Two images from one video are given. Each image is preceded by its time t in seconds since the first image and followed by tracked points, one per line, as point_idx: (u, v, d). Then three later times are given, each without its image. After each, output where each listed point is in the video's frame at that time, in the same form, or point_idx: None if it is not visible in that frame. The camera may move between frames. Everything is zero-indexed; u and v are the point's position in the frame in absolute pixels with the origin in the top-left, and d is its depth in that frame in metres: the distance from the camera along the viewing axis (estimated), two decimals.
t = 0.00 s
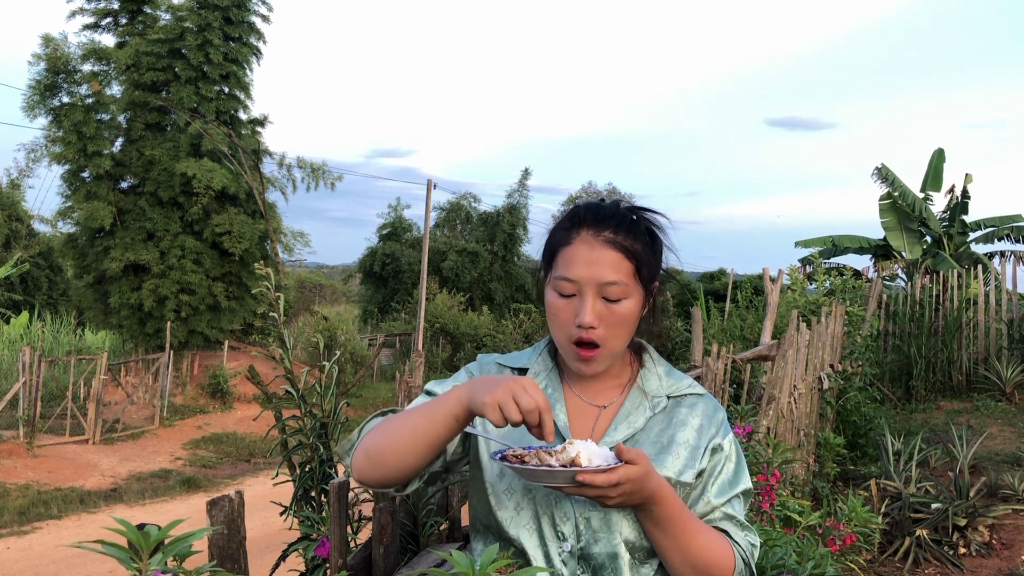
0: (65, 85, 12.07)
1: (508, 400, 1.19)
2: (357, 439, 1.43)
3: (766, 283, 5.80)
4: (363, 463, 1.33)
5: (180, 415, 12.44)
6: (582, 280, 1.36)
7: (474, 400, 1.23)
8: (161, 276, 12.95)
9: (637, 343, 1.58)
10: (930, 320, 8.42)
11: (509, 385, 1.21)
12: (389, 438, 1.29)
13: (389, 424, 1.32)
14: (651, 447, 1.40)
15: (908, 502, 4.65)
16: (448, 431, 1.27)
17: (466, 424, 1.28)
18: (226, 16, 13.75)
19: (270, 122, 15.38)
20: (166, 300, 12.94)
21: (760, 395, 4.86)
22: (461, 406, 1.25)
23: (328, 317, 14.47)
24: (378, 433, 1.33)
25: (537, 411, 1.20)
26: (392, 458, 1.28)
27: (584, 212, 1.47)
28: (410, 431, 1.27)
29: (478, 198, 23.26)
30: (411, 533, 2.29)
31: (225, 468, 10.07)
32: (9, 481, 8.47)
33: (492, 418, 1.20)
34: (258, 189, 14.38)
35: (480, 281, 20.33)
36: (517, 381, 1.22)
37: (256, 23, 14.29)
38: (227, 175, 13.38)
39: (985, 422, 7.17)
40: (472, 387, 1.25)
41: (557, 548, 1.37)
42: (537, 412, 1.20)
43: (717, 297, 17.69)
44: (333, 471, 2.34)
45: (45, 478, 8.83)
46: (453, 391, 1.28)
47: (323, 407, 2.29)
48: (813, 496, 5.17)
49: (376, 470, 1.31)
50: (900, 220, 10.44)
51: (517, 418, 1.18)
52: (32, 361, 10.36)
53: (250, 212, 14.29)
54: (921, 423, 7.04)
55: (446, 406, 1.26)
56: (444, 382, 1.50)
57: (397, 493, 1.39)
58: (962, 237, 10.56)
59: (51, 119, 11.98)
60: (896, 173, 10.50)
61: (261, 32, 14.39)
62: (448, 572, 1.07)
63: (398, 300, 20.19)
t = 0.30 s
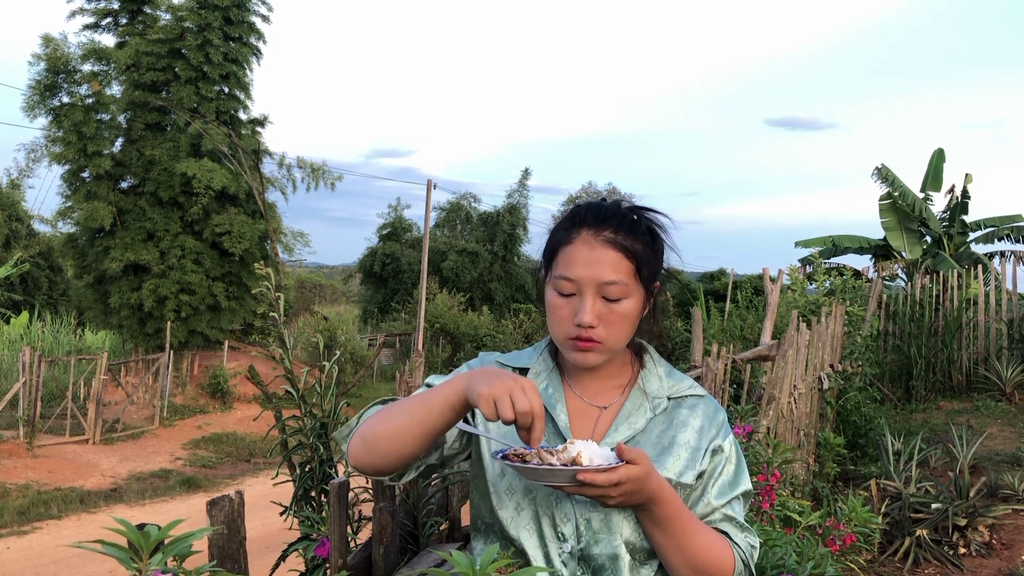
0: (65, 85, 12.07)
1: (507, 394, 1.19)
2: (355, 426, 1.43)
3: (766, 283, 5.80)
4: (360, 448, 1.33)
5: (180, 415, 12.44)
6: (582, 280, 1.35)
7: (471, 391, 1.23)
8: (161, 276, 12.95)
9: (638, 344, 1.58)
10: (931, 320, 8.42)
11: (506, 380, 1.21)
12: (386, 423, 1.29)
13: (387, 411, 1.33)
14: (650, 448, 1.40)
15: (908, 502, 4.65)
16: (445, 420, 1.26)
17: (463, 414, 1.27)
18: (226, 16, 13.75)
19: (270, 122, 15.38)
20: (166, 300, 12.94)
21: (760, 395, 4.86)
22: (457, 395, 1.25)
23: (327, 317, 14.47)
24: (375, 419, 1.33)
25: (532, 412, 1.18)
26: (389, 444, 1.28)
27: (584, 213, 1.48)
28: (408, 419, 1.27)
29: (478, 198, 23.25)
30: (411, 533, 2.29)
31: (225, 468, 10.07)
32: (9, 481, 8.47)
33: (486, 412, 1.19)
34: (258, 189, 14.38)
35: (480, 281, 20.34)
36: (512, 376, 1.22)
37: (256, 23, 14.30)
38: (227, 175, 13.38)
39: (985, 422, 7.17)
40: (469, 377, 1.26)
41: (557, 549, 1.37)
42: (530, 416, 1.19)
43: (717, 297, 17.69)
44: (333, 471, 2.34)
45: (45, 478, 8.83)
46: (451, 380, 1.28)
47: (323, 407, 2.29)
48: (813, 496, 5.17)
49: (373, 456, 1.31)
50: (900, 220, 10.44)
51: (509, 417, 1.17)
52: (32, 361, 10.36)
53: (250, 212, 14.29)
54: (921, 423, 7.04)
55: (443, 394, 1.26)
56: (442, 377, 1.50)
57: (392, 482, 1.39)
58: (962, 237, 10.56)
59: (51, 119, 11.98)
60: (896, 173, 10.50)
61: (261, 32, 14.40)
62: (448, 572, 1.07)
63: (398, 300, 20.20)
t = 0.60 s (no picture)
0: (65, 85, 12.07)
1: (520, 410, 1.19)
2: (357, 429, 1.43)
3: (766, 282, 5.79)
4: (363, 454, 1.33)
5: (180, 415, 12.43)
6: (584, 278, 1.36)
7: (481, 407, 1.22)
8: (161, 276, 12.95)
9: (638, 344, 1.58)
10: (931, 320, 8.41)
11: (519, 396, 1.21)
12: (391, 432, 1.29)
13: (392, 419, 1.32)
14: (651, 448, 1.39)
15: (908, 502, 4.65)
16: (451, 435, 1.26)
17: (470, 428, 1.27)
18: (226, 16, 13.75)
19: (270, 122, 15.38)
20: (166, 300, 12.94)
21: (760, 395, 4.87)
22: (467, 410, 1.25)
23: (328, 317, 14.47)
24: (380, 426, 1.33)
25: (543, 428, 1.18)
26: (393, 453, 1.28)
27: (586, 210, 1.48)
28: (414, 430, 1.27)
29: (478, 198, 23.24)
30: (411, 533, 2.29)
31: (225, 468, 10.07)
32: (9, 481, 8.47)
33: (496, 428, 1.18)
34: (258, 189, 14.37)
35: (480, 281, 20.34)
36: (526, 392, 1.21)
37: (256, 23, 14.29)
38: (227, 175, 13.38)
39: (985, 422, 7.18)
40: (480, 393, 1.25)
41: (558, 550, 1.37)
42: (543, 430, 1.18)
43: (717, 297, 17.69)
44: (333, 471, 2.34)
45: (45, 478, 8.83)
46: (461, 395, 1.27)
47: (323, 407, 2.29)
48: (813, 496, 5.17)
49: (376, 464, 1.31)
50: (900, 220, 10.45)
51: (523, 431, 1.16)
52: (32, 361, 10.36)
53: (250, 212, 14.29)
54: (921, 423, 7.04)
55: (452, 409, 1.26)
56: (443, 379, 1.50)
57: (393, 486, 1.39)
58: (962, 237, 10.56)
59: (51, 119, 11.98)
60: (896, 173, 10.50)
61: (261, 32, 14.40)
62: (448, 571, 1.07)
63: (398, 300, 20.20)
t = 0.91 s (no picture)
0: (65, 85, 12.07)
1: (529, 416, 1.18)
2: (358, 425, 1.43)
3: (766, 282, 5.79)
4: (363, 450, 1.32)
5: (180, 415, 12.43)
6: (587, 277, 1.35)
7: (490, 412, 1.22)
8: (162, 276, 12.95)
9: (638, 344, 1.58)
10: (931, 320, 8.42)
11: (529, 403, 1.21)
12: (394, 430, 1.29)
13: (395, 416, 1.32)
14: (651, 448, 1.40)
15: (908, 502, 4.65)
16: (455, 437, 1.26)
17: (474, 432, 1.27)
18: (226, 16, 13.76)
19: (270, 122, 15.38)
20: (166, 300, 12.95)
21: (760, 395, 4.87)
22: (474, 414, 1.25)
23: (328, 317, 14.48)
24: (382, 423, 1.33)
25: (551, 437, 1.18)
26: (395, 452, 1.28)
27: (590, 210, 1.48)
28: (418, 431, 1.27)
29: (477, 199, 23.23)
30: (411, 533, 2.29)
31: (225, 468, 10.07)
32: (9, 481, 8.47)
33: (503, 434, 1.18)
34: (258, 189, 14.37)
35: (480, 281, 20.34)
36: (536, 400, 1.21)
37: (256, 23, 14.30)
38: (227, 175, 13.38)
39: (985, 422, 7.18)
40: (490, 399, 1.25)
41: (558, 550, 1.37)
42: (549, 439, 1.17)
43: (717, 297, 17.70)
44: (333, 471, 2.33)
45: (45, 478, 8.83)
46: (469, 398, 1.28)
47: (323, 407, 2.29)
48: (813, 496, 5.17)
49: (377, 461, 1.30)
50: (900, 220, 10.44)
51: (529, 440, 1.16)
52: (32, 361, 10.35)
53: (250, 212, 14.29)
54: (921, 423, 7.04)
55: (459, 412, 1.26)
56: (443, 377, 1.50)
57: (391, 483, 1.39)
58: (962, 237, 10.56)
59: (51, 119, 11.98)
60: (896, 174, 10.50)
61: (261, 32, 14.40)
62: (448, 572, 1.07)
63: (398, 300, 20.20)
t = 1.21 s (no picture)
0: (65, 85, 12.07)
1: (523, 421, 1.18)
2: (357, 427, 1.43)
3: (766, 283, 5.79)
4: (361, 452, 1.33)
5: (180, 415, 12.43)
6: (589, 277, 1.35)
7: (484, 419, 1.22)
8: (161, 276, 12.95)
9: (638, 344, 1.58)
10: (931, 320, 8.41)
11: (521, 407, 1.20)
12: (392, 433, 1.29)
13: (393, 419, 1.32)
14: (650, 449, 1.39)
15: (908, 502, 4.65)
16: (452, 441, 1.26)
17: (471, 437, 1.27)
18: (226, 16, 13.76)
19: (270, 122, 15.38)
20: (166, 300, 12.94)
21: (760, 395, 4.87)
22: (470, 418, 1.25)
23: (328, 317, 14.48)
24: (381, 426, 1.33)
25: (546, 440, 1.17)
26: (392, 455, 1.28)
27: (592, 210, 1.48)
28: (415, 434, 1.27)
29: (477, 199, 23.22)
30: (411, 533, 2.29)
31: (225, 468, 10.07)
32: (9, 481, 8.47)
33: (498, 441, 1.18)
34: (258, 189, 14.37)
35: (480, 281, 20.34)
36: (529, 404, 1.21)
37: (256, 23, 14.29)
38: (227, 175, 13.38)
39: (985, 422, 7.18)
40: (484, 405, 1.24)
41: (558, 550, 1.37)
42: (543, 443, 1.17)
43: (717, 297, 17.70)
44: (333, 471, 2.33)
45: (45, 478, 8.83)
46: (464, 403, 1.27)
47: (323, 407, 2.29)
48: (813, 496, 5.17)
49: (374, 464, 1.31)
50: (900, 220, 10.44)
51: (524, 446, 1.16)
52: (31, 360, 10.35)
53: (250, 212, 14.29)
54: (921, 423, 7.04)
55: (456, 416, 1.26)
56: (441, 379, 1.50)
57: (390, 486, 1.39)
58: (962, 237, 10.56)
59: (51, 119, 11.98)
60: (896, 174, 10.49)
61: (261, 32, 14.39)
62: (448, 572, 1.07)
63: (398, 300, 20.20)
